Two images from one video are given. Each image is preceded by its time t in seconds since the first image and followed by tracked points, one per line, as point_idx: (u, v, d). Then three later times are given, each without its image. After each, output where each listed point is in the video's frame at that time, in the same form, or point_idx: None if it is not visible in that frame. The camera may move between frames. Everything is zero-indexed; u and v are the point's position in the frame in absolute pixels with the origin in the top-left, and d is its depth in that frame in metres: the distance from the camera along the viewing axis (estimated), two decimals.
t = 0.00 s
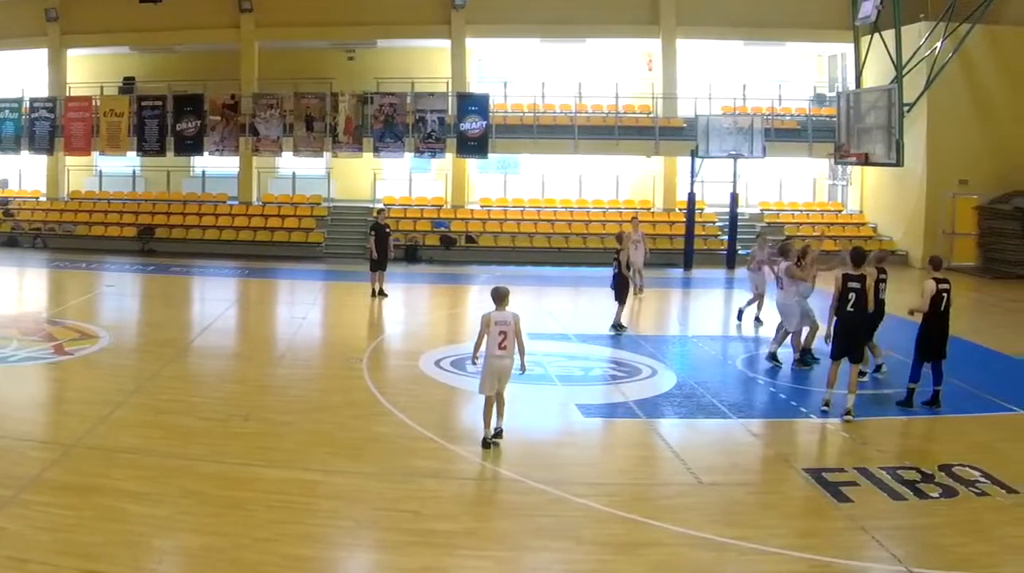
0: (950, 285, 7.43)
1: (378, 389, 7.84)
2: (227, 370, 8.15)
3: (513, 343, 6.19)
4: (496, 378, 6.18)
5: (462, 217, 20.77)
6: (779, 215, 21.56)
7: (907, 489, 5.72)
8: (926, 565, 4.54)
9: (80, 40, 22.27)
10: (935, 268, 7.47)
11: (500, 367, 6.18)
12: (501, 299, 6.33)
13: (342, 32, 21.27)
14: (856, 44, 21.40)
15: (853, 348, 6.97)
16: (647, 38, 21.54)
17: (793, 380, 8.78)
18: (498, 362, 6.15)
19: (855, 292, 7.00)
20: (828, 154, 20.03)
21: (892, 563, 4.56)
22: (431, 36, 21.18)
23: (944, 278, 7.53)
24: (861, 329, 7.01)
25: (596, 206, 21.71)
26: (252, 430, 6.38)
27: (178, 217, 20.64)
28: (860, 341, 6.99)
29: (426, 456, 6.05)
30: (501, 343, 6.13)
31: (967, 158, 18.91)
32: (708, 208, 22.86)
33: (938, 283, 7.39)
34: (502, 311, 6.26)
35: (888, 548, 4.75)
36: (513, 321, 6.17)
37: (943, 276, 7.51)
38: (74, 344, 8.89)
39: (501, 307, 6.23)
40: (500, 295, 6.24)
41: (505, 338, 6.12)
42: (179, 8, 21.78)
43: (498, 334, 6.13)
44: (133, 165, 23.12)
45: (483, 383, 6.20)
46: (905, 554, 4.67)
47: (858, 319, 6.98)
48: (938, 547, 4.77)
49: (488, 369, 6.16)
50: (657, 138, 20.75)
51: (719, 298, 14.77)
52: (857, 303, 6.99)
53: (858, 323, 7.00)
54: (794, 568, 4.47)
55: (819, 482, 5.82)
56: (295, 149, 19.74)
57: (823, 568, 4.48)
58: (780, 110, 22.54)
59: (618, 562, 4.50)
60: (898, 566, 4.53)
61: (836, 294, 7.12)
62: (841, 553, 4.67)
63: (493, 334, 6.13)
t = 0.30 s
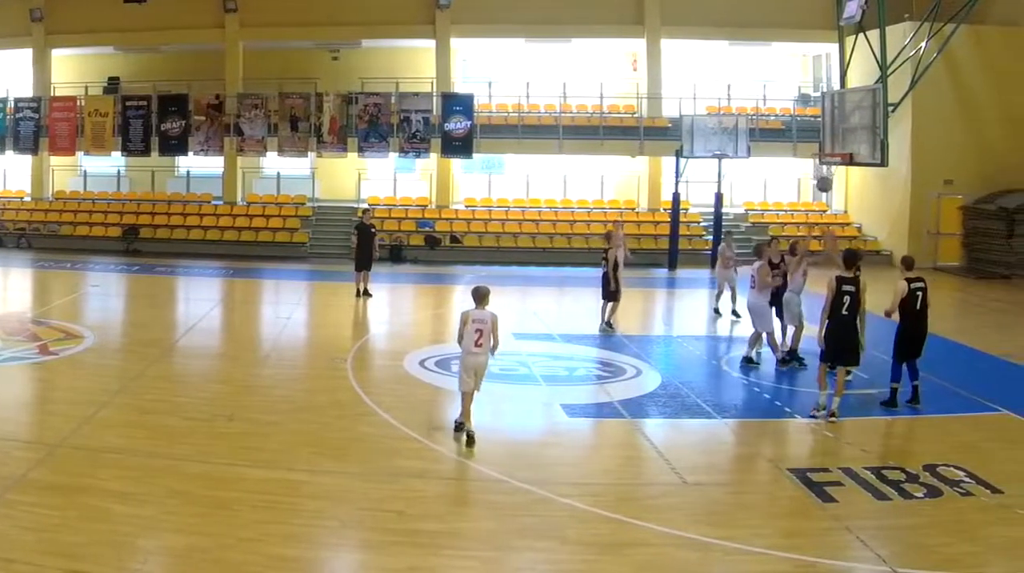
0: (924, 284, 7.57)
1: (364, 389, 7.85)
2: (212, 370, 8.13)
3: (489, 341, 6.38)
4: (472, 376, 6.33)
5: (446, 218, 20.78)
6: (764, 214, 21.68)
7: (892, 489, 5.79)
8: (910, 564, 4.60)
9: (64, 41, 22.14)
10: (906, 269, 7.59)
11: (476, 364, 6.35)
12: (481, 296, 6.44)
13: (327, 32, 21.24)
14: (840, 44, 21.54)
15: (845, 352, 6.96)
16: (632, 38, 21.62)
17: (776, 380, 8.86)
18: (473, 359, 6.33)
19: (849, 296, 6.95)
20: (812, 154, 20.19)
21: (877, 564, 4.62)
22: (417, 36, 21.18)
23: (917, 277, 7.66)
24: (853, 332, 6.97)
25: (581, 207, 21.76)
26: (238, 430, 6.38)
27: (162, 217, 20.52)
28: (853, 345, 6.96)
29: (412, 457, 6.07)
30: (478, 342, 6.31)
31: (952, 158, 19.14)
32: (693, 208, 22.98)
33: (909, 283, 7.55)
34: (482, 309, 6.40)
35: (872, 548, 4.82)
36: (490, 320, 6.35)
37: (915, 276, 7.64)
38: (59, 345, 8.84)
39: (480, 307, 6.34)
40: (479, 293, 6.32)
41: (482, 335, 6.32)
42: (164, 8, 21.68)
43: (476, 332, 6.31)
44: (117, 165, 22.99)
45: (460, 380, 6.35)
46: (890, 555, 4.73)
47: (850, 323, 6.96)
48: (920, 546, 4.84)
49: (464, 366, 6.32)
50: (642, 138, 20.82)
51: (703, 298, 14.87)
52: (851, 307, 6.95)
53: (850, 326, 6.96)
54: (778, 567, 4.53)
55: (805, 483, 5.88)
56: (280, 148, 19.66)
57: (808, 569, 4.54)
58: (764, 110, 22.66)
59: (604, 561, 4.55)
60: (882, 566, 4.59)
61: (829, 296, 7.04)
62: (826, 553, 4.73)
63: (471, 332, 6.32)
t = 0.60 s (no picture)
0: (929, 284, 7.55)
1: (364, 388, 7.85)
2: (212, 370, 8.13)
3: (484, 333, 6.59)
4: (471, 366, 6.59)
5: (446, 218, 20.78)
6: (764, 214, 21.66)
7: (892, 489, 5.79)
8: (910, 565, 4.60)
9: (64, 41, 22.15)
10: (913, 268, 7.57)
11: (473, 355, 6.57)
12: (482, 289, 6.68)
13: (330, 32, 21.25)
14: (840, 44, 21.52)
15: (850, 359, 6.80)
16: (632, 39, 21.61)
17: (776, 380, 8.86)
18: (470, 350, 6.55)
19: (855, 300, 6.80)
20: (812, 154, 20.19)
21: (878, 563, 4.62)
22: (417, 36, 21.18)
23: (923, 277, 7.65)
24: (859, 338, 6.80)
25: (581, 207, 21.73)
26: (238, 430, 6.38)
27: (162, 217, 20.52)
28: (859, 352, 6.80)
29: (412, 456, 6.07)
30: (472, 334, 6.54)
31: (952, 158, 19.13)
32: (693, 208, 22.98)
33: (915, 283, 7.53)
34: (480, 301, 6.65)
35: (872, 548, 4.82)
36: (486, 312, 6.59)
37: (921, 276, 7.63)
38: (59, 345, 8.84)
39: (478, 300, 6.59)
40: (478, 287, 6.57)
41: (476, 328, 6.55)
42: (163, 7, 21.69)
43: (470, 323, 6.57)
44: (118, 165, 23.00)
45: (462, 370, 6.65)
46: (890, 555, 4.73)
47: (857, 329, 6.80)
48: (921, 547, 4.84)
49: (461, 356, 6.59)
50: (642, 138, 20.82)
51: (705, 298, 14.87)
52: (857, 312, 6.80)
53: (856, 332, 6.79)
54: (777, 568, 4.53)
55: (805, 483, 5.88)
56: (280, 148, 19.63)
57: (808, 569, 4.54)
58: (765, 110, 22.64)
59: (603, 562, 4.54)
60: (882, 566, 4.59)
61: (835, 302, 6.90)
62: (826, 553, 4.73)
63: (466, 324, 6.56)
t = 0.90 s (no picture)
0: (945, 284, 7.59)
1: (364, 388, 7.85)
2: (212, 370, 8.13)
3: (488, 330, 6.69)
4: (480, 363, 6.70)
5: (446, 217, 20.78)
6: (764, 214, 21.64)
7: (892, 489, 5.79)
8: (910, 565, 4.60)
9: (64, 41, 22.15)
10: (930, 268, 7.60)
11: (479, 353, 6.68)
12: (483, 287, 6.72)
13: (329, 33, 21.25)
14: (840, 44, 21.52)
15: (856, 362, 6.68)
16: (631, 39, 21.61)
17: (776, 380, 8.86)
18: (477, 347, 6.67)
19: (864, 302, 6.71)
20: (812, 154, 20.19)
21: (878, 564, 4.62)
22: (416, 36, 21.18)
23: (939, 278, 7.68)
24: (866, 340, 6.71)
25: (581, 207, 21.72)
26: (238, 430, 6.38)
27: (162, 217, 20.52)
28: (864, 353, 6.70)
29: (413, 457, 6.07)
30: (476, 331, 6.65)
31: (953, 158, 19.12)
32: (693, 208, 22.99)
33: (932, 282, 7.57)
34: (483, 299, 6.69)
35: (873, 548, 4.82)
36: (492, 310, 6.64)
37: (938, 276, 7.66)
38: (59, 345, 8.84)
39: (480, 298, 6.64)
40: (480, 285, 6.61)
41: (480, 325, 6.65)
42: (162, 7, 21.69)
43: (475, 321, 6.66)
44: (118, 165, 23.01)
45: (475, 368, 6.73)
46: (891, 555, 4.73)
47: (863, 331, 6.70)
48: (921, 547, 4.84)
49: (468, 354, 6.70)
50: (642, 138, 20.81)
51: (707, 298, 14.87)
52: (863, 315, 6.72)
53: (864, 336, 6.70)
54: (777, 568, 4.53)
55: (805, 483, 5.88)
56: (280, 148, 19.63)
57: (808, 569, 4.54)
58: (765, 110, 22.63)
59: (604, 561, 4.55)
60: (882, 566, 4.59)
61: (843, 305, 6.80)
62: (826, 553, 4.73)
63: (471, 322, 6.67)
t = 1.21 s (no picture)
0: (958, 287, 7.60)
1: (364, 388, 7.85)
2: (212, 370, 8.13)
3: (489, 320, 6.95)
4: (479, 352, 6.97)
5: (446, 217, 20.78)
6: (764, 214, 21.63)
7: (891, 489, 5.79)
8: (910, 565, 4.60)
9: (64, 41, 22.15)
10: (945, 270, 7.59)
11: (482, 342, 6.96)
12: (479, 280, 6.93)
13: (329, 33, 21.25)
14: (840, 44, 21.51)
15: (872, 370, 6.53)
16: (631, 39, 21.59)
17: (776, 380, 8.86)
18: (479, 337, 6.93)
19: (877, 310, 6.52)
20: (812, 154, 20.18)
21: (879, 564, 4.62)
22: (416, 36, 21.18)
23: (954, 282, 7.68)
24: (880, 347, 6.55)
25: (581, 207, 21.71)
26: (238, 430, 6.38)
27: (162, 217, 20.52)
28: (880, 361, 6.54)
29: (413, 457, 6.06)
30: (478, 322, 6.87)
31: (953, 158, 19.12)
32: (693, 208, 22.99)
33: (945, 283, 7.58)
34: (479, 291, 6.92)
35: (872, 548, 4.82)
36: (490, 302, 6.92)
37: (953, 280, 7.66)
38: (59, 345, 8.84)
39: (478, 291, 6.86)
40: (477, 279, 6.83)
41: (482, 316, 6.88)
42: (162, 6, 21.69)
43: (476, 313, 6.88)
44: (118, 165, 23.01)
45: (469, 357, 6.98)
46: (891, 555, 4.73)
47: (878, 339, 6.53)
48: (921, 547, 4.84)
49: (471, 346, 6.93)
50: (643, 138, 20.81)
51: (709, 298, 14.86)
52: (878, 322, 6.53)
53: (878, 344, 6.53)
54: (777, 568, 4.53)
55: (805, 482, 5.88)
56: (280, 148, 19.63)
57: (807, 569, 4.54)
58: (765, 110, 22.63)
59: (604, 561, 4.55)
60: (882, 566, 4.59)
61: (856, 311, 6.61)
62: (826, 553, 4.73)
63: (472, 313, 6.89)
